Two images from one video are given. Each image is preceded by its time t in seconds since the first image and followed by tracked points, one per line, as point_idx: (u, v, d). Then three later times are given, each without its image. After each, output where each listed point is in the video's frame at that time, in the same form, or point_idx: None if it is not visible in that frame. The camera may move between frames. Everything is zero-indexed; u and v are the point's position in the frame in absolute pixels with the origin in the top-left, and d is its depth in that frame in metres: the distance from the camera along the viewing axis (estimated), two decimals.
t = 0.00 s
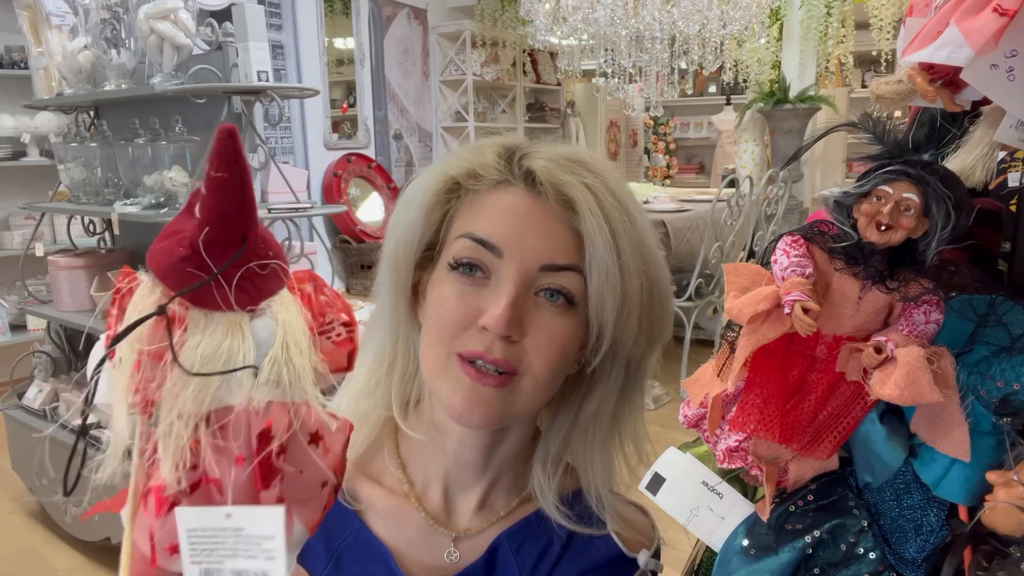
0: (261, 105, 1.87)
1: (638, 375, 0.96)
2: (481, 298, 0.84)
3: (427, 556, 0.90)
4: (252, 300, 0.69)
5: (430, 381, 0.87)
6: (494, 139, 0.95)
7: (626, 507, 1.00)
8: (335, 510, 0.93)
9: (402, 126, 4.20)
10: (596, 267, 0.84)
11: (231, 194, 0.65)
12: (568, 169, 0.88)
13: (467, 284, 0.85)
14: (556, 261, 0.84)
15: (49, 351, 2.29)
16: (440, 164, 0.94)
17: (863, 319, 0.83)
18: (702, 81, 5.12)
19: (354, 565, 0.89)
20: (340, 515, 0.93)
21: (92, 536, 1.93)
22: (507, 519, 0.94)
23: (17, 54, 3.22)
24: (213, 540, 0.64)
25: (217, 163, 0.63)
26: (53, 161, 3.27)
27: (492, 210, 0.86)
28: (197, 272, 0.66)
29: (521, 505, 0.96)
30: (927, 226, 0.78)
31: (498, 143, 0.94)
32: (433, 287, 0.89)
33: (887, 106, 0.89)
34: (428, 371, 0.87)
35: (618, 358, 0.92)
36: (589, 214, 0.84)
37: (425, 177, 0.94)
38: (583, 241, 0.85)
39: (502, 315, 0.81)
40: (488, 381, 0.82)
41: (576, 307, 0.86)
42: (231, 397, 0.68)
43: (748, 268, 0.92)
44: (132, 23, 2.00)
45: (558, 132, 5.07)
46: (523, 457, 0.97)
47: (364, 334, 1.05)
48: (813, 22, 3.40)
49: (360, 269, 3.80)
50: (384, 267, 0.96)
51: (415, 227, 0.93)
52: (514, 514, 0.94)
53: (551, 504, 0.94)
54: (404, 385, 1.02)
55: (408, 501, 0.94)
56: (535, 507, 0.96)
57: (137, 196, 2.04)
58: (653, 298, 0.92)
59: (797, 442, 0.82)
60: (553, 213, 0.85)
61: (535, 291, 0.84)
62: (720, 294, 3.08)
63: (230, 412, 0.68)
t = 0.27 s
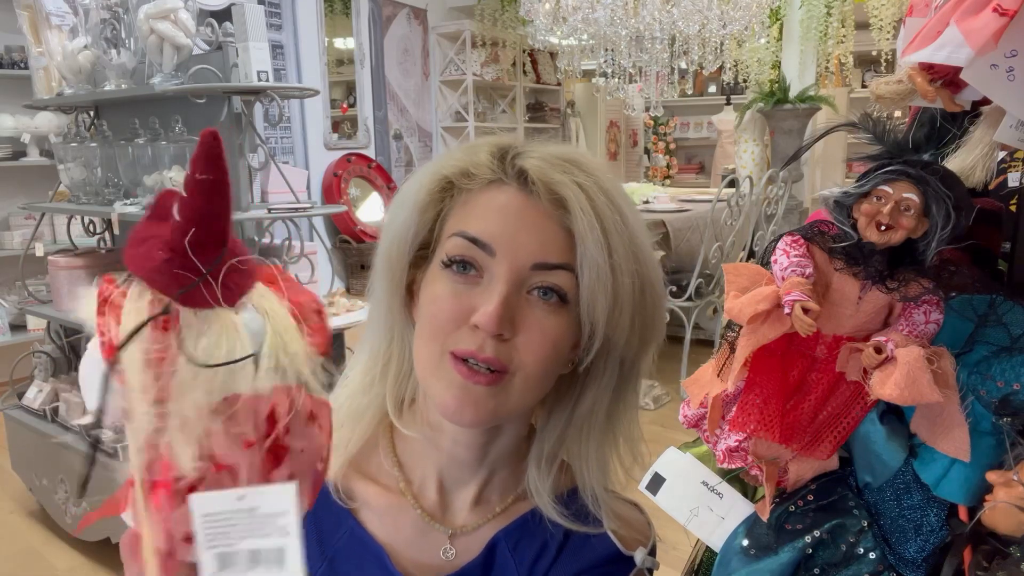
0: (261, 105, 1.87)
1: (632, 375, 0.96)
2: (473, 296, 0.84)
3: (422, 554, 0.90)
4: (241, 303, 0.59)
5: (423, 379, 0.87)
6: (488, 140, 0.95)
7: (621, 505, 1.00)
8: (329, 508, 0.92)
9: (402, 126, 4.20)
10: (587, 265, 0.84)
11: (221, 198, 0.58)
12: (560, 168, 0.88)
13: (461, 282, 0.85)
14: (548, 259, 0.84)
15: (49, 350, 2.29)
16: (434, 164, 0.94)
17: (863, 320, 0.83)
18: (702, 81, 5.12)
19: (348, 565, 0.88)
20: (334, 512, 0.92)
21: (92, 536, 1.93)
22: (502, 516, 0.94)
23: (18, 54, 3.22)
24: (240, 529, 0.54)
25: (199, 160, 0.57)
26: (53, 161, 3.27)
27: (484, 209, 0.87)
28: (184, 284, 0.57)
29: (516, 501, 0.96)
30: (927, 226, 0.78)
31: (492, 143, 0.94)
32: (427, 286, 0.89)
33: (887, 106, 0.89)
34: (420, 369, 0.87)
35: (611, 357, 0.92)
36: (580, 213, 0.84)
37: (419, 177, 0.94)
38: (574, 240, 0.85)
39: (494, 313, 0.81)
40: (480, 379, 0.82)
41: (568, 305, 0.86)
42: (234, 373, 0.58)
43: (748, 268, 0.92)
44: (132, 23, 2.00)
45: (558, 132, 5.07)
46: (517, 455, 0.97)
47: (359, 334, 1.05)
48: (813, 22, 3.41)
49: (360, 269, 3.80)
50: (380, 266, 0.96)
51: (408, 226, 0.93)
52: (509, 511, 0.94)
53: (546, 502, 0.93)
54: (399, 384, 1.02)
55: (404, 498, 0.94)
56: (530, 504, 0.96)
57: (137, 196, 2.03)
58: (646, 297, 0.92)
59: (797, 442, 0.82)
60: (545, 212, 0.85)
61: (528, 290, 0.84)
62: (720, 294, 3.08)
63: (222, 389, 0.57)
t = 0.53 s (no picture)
0: (261, 105, 1.87)
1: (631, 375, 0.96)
2: (459, 296, 0.84)
3: (423, 552, 0.90)
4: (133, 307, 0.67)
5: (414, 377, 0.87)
6: (480, 140, 0.95)
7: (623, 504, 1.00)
8: (331, 505, 0.92)
9: (402, 126, 4.20)
10: (569, 267, 0.83)
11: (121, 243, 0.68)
12: (545, 168, 0.87)
13: (447, 283, 0.86)
14: (532, 260, 0.84)
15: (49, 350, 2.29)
16: (425, 165, 0.94)
17: (863, 319, 0.83)
18: (702, 81, 5.12)
19: (350, 563, 0.88)
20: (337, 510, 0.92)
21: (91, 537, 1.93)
22: (502, 514, 0.93)
23: (17, 54, 3.22)
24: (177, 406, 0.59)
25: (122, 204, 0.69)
26: (53, 161, 3.27)
27: (470, 211, 0.87)
28: (88, 330, 0.64)
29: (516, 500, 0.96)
30: (927, 226, 0.78)
31: (483, 143, 0.93)
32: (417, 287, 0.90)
33: (887, 106, 0.89)
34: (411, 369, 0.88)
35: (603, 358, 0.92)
36: (562, 214, 0.83)
37: (411, 179, 0.95)
38: (556, 241, 0.84)
39: (476, 314, 0.81)
40: (465, 379, 0.82)
41: (554, 306, 0.85)
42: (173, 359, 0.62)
43: (748, 268, 0.92)
44: (132, 23, 2.00)
45: (558, 132, 5.07)
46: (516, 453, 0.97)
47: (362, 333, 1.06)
48: (813, 22, 3.41)
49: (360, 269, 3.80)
50: (378, 267, 0.97)
51: (401, 227, 0.94)
52: (510, 509, 0.94)
53: (548, 501, 0.93)
54: (400, 383, 1.01)
55: (405, 494, 0.94)
56: (531, 503, 0.96)
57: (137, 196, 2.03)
58: (637, 297, 0.90)
59: (797, 442, 0.82)
60: (527, 213, 0.85)
61: (513, 290, 0.84)
62: (720, 294, 3.08)
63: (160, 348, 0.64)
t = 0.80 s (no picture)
0: (261, 105, 1.87)
1: (631, 374, 0.95)
2: (441, 290, 0.85)
3: (423, 550, 0.90)
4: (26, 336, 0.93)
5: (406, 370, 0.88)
6: (472, 139, 0.95)
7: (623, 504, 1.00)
8: (333, 501, 0.92)
9: (402, 126, 4.20)
10: (541, 260, 0.82)
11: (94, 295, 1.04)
12: (526, 164, 0.86)
13: (433, 278, 0.87)
14: (508, 254, 0.83)
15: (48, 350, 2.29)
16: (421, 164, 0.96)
17: (863, 319, 0.83)
18: (702, 81, 5.13)
19: (351, 559, 0.88)
20: (339, 507, 0.92)
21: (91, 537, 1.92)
22: (502, 513, 0.93)
23: (17, 54, 3.22)
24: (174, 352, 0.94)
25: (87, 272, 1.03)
26: (53, 161, 3.27)
27: (453, 206, 0.87)
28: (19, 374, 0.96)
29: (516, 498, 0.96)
30: (927, 226, 0.78)
31: (475, 142, 0.94)
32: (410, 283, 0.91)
33: (887, 106, 0.89)
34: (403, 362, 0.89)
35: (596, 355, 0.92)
36: (535, 207, 0.82)
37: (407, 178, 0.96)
38: (528, 234, 0.83)
39: (452, 305, 0.82)
40: (444, 370, 0.83)
41: (533, 300, 0.84)
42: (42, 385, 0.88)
43: (748, 268, 0.92)
44: (132, 23, 2.00)
45: (558, 132, 5.07)
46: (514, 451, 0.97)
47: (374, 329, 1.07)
48: (813, 22, 3.41)
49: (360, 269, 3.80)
50: (382, 265, 0.99)
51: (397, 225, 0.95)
52: (510, 508, 0.94)
53: (548, 500, 0.93)
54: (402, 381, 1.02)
55: (405, 492, 0.94)
56: (531, 502, 0.95)
57: (137, 196, 2.03)
58: (619, 292, 0.87)
59: (797, 442, 0.82)
60: (504, 207, 0.84)
61: (492, 284, 0.84)
62: (720, 294, 3.08)
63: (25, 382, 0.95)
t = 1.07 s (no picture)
0: (261, 105, 1.87)
1: (623, 368, 0.95)
2: (426, 288, 0.86)
3: (422, 549, 0.90)
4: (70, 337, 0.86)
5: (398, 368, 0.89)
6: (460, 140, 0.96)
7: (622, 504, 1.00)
8: (334, 500, 0.92)
9: (402, 126, 4.20)
10: (515, 251, 0.82)
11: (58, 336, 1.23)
12: (503, 159, 0.87)
13: (420, 276, 0.88)
14: (486, 248, 0.83)
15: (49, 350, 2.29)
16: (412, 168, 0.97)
17: (863, 319, 0.83)
18: (702, 81, 5.13)
19: (353, 557, 0.88)
20: (340, 505, 0.91)
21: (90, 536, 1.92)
22: (502, 512, 0.93)
23: (17, 54, 3.22)
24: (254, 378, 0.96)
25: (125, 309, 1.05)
26: (53, 161, 3.27)
27: (436, 204, 0.88)
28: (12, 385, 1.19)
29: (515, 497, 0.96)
30: (927, 226, 0.78)
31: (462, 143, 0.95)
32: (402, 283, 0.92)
33: (887, 106, 0.89)
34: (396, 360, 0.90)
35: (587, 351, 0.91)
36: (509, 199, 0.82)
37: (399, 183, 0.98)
38: (503, 227, 0.83)
39: (433, 298, 0.82)
40: (425, 366, 0.83)
41: (512, 294, 0.84)
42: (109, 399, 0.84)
43: (748, 268, 0.92)
44: (132, 23, 2.00)
45: (558, 132, 5.07)
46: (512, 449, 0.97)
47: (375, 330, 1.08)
48: (813, 22, 3.41)
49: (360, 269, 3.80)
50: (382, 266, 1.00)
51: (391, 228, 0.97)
52: (510, 508, 0.94)
53: (547, 499, 0.93)
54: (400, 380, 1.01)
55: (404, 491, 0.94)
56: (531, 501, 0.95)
57: (137, 196, 2.03)
58: (597, 283, 0.85)
59: (797, 442, 0.82)
60: (482, 202, 0.85)
61: (473, 279, 0.84)
62: (720, 294, 3.08)
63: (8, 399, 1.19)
